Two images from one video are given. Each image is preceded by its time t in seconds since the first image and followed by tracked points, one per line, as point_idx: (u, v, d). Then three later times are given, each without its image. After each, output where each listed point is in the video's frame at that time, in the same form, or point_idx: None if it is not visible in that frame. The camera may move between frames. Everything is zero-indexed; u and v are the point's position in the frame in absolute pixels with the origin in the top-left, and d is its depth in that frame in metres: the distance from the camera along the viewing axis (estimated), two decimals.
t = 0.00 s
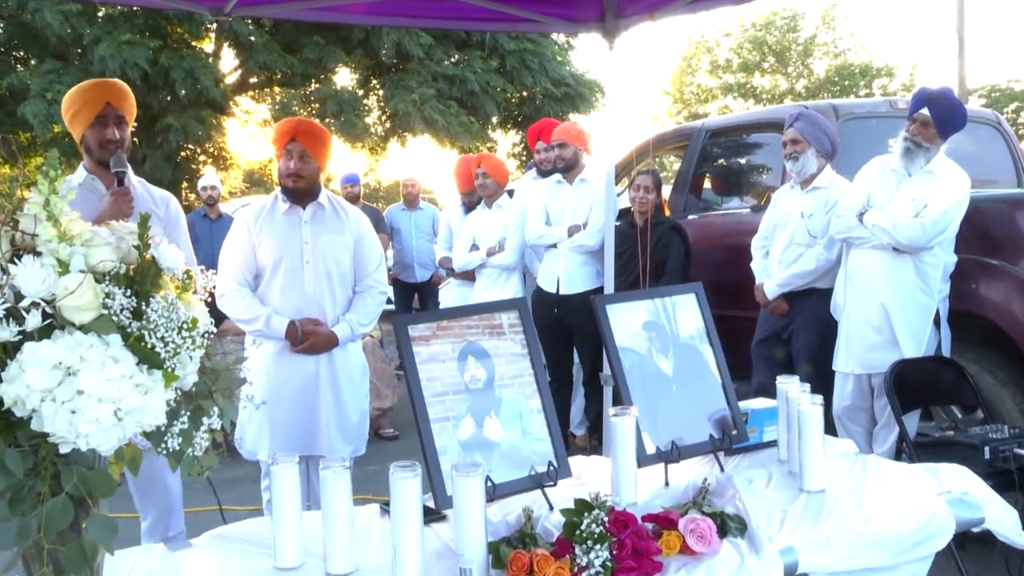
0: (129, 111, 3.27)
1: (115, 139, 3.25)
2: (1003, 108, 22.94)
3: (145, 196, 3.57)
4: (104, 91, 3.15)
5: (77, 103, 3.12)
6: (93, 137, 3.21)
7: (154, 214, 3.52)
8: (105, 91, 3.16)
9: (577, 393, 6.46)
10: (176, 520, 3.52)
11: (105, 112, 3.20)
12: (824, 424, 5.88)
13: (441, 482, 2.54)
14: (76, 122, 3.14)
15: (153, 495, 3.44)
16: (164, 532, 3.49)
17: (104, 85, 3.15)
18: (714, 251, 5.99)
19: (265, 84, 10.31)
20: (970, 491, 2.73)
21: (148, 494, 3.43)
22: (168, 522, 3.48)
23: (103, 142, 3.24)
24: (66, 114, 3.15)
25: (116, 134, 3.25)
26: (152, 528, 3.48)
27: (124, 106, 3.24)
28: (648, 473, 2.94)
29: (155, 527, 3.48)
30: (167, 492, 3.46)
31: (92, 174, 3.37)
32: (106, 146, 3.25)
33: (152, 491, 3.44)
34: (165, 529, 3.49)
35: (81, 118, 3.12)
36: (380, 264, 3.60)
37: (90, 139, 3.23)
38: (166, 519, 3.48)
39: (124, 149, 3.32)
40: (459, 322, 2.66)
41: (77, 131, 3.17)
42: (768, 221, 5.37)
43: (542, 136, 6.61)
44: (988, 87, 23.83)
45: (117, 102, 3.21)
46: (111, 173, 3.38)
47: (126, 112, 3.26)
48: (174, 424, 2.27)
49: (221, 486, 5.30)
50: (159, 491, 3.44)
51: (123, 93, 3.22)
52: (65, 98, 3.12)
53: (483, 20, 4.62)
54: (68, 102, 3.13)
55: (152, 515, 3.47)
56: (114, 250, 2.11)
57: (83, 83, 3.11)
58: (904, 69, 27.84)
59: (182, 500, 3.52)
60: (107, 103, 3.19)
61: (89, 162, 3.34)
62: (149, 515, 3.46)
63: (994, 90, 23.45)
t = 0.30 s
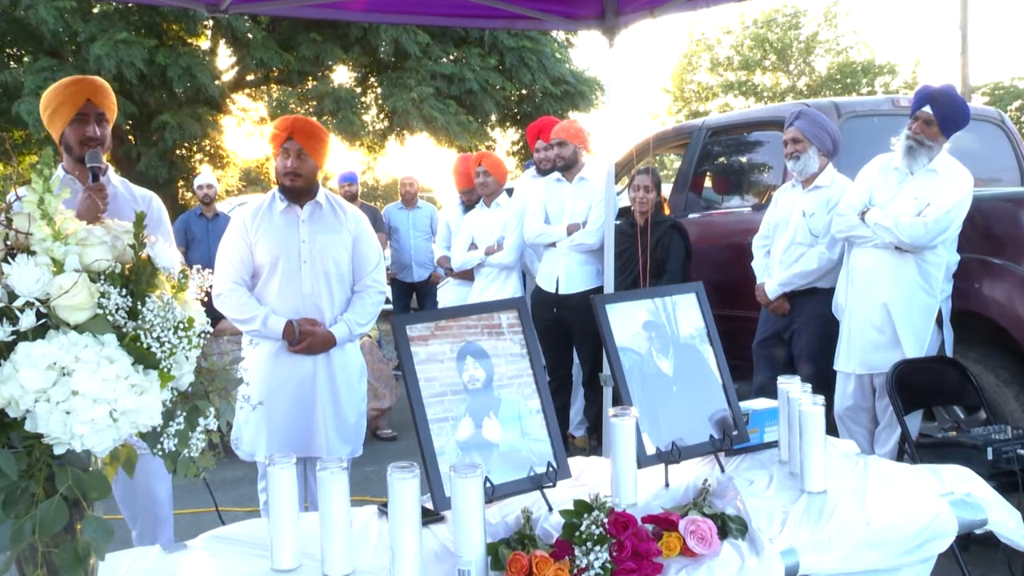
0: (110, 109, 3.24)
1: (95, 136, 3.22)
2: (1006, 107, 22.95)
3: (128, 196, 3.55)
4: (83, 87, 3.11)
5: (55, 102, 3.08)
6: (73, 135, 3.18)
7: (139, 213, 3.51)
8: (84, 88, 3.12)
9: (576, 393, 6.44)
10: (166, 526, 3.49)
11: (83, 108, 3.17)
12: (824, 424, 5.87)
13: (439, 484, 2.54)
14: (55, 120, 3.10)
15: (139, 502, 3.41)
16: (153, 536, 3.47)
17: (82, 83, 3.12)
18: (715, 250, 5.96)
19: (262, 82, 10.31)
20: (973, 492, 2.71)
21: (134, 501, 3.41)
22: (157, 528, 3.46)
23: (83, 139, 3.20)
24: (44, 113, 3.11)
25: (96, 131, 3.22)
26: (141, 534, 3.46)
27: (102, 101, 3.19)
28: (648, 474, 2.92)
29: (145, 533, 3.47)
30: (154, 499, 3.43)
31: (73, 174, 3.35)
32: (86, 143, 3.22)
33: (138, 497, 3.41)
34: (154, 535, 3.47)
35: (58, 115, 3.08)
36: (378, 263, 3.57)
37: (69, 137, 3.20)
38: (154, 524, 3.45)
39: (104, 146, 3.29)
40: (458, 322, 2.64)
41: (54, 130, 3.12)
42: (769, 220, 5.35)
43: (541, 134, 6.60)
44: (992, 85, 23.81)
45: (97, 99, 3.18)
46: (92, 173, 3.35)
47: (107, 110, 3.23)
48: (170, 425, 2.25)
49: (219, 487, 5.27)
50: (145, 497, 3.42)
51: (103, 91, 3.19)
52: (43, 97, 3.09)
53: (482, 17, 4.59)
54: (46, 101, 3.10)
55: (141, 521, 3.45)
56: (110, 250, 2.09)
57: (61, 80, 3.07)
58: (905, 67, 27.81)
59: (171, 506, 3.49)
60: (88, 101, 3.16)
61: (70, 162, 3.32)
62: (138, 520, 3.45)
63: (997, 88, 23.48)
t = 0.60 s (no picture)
0: (108, 106, 3.19)
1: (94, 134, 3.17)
2: (1008, 104, 22.92)
3: (120, 191, 3.51)
4: (84, 87, 3.05)
5: (53, 100, 3.01)
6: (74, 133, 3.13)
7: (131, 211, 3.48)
8: (85, 87, 3.06)
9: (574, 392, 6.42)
10: (164, 525, 3.47)
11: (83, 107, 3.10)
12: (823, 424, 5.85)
13: (436, 484, 2.51)
14: (53, 121, 3.04)
15: (137, 501, 3.38)
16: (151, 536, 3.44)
17: (79, 82, 3.04)
18: (714, 249, 5.94)
19: (257, 79, 10.29)
20: (973, 492, 2.69)
21: (131, 501, 3.38)
22: (155, 527, 3.43)
23: (82, 137, 3.17)
24: (39, 111, 3.04)
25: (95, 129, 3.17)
26: (139, 534, 3.43)
27: (99, 98, 3.12)
28: (647, 474, 2.90)
29: (142, 533, 3.44)
30: (151, 498, 3.40)
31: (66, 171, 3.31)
32: (84, 142, 3.19)
33: (135, 497, 3.38)
34: (152, 534, 3.44)
35: (56, 115, 3.01)
36: (376, 262, 3.54)
37: (68, 135, 3.16)
38: (152, 524, 3.43)
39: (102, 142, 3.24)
40: (455, 321, 2.61)
41: (51, 129, 3.07)
42: (768, 218, 5.33)
43: (538, 133, 6.58)
44: (993, 82, 23.74)
45: (96, 98, 3.12)
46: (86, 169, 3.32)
47: (105, 107, 3.19)
48: (164, 425, 2.23)
49: (216, 488, 5.25)
50: (145, 496, 3.39)
51: (102, 88, 3.13)
52: (39, 94, 3.01)
53: (480, 14, 4.57)
54: (42, 98, 3.02)
55: (138, 520, 3.42)
56: (103, 248, 2.06)
57: (59, 78, 3.00)
58: (904, 65, 27.78)
59: (168, 504, 3.46)
60: (88, 99, 3.10)
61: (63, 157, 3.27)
62: (135, 520, 3.41)
63: (999, 85, 23.42)
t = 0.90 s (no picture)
0: (110, 104, 3.18)
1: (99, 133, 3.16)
2: (1006, 101, 22.92)
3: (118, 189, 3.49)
4: (88, 85, 3.02)
5: (56, 101, 2.96)
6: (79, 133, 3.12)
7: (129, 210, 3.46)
8: (90, 86, 3.02)
9: (569, 391, 6.40)
10: (161, 522, 3.44)
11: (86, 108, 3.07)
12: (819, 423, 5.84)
13: (430, 484, 2.48)
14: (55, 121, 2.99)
15: (138, 496, 3.36)
16: (149, 536, 3.39)
17: (82, 82, 3.00)
18: (711, 247, 5.92)
19: (250, 76, 10.24)
20: (971, 491, 2.67)
21: (133, 495, 3.35)
22: (153, 523, 3.40)
23: (90, 137, 3.16)
24: (40, 113, 2.99)
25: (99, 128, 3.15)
26: (136, 531, 3.39)
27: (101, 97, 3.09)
28: (642, 474, 2.87)
29: (140, 530, 3.40)
30: (152, 493, 3.39)
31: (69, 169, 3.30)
32: (92, 143, 3.18)
33: (137, 492, 3.36)
34: (151, 530, 3.41)
35: (59, 118, 2.97)
36: (370, 262, 3.51)
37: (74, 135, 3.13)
38: (151, 522, 3.40)
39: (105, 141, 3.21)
40: (450, 320, 2.59)
41: (54, 131, 3.03)
42: (765, 216, 5.31)
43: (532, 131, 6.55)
44: (991, 80, 23.73)
45: (101, 96, 3.11)
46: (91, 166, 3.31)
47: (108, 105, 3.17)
48: (155, 425, 2.21)
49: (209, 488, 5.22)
50: (145, 492, 3.37)
51: (104, 86, 3.11)
52: (38, 95, 2.95)
53: (475, 11, 4.54)
54: (42, 99, 2.97)
55: (137, 516, 3.38)
56: (93, 246, 2.03)
57: (62, 78, 2.95)
58: (902, 62, 27.72)
59: (167, 501, 3.44)
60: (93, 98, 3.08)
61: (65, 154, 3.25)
62: (133, 516, 3.38)
63: (996, 83, 23.44)
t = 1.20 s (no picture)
0: (112, 97, 3.17)
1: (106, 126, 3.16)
2: (1006, 98, 22.91)
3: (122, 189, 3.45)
4: (92, 78, 3.05)
5: (61, 95, 3.00)
6: (83, 124, 3.11)
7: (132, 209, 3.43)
8: (93, 79, 3.06)
9: (566, 389, 6.38)
10: (157, 521, 3.41)
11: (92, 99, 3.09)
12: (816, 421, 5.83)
13: (426, 483, 2.47)
14: (61, 113, 3.02)
15: (139, 492, 3.35)
16: (147, 533, 3.37)
17: (87, 73, 3.04)
18: (708, 245, 5.91)
19: (242, 72, 9.95)
20: (969, 490, 2.66)
21: (133, 490, 3.34)
22: (150, 522, 3.38)
23: (93, 129, 3.14)
24: (44, 107, 3.03)
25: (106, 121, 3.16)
26: (132, 527, 3.36)
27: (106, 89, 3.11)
28: (639, 472, 2.86)
29: (135, 527, 3.37)
30: (153, 491, 3.38)
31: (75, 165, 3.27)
32: (95, 134, 3.15)
33: (138, 488, 3.35)
34: (146, 528, 3.38)
35: (64, 111, 3.01)
36: (365, 260, 3.49)
37: (77, 127, 3.12)
38: (148, 520, 3.37)
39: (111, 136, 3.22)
40: (445, 318, 2.57)
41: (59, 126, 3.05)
42: (763, 213, 5.29)
43: (527, 129, 6.57)
44: (991, 75, 23.67)
45: (103, 88, 3.11)
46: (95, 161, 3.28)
47: (110, 98, 3.17)
48: (148, 424, 2.20)
49: (202, 488, 5.19)
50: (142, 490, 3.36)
51: (106, 80, 3.12)
52: (43, 90, 3.00)
53: (471, 7, 4.53)
54: (45, 94, 3.02)
55: (135, 513, 3.36)
56: (85, 244, 2.01)
57: (66, 71, 2.99)
58: (901, 58, 27.66)
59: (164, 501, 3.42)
60: (95, 91, 3.09)
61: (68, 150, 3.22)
62: (130, 512, 3.35)
63: (995, 79, 23.41)
